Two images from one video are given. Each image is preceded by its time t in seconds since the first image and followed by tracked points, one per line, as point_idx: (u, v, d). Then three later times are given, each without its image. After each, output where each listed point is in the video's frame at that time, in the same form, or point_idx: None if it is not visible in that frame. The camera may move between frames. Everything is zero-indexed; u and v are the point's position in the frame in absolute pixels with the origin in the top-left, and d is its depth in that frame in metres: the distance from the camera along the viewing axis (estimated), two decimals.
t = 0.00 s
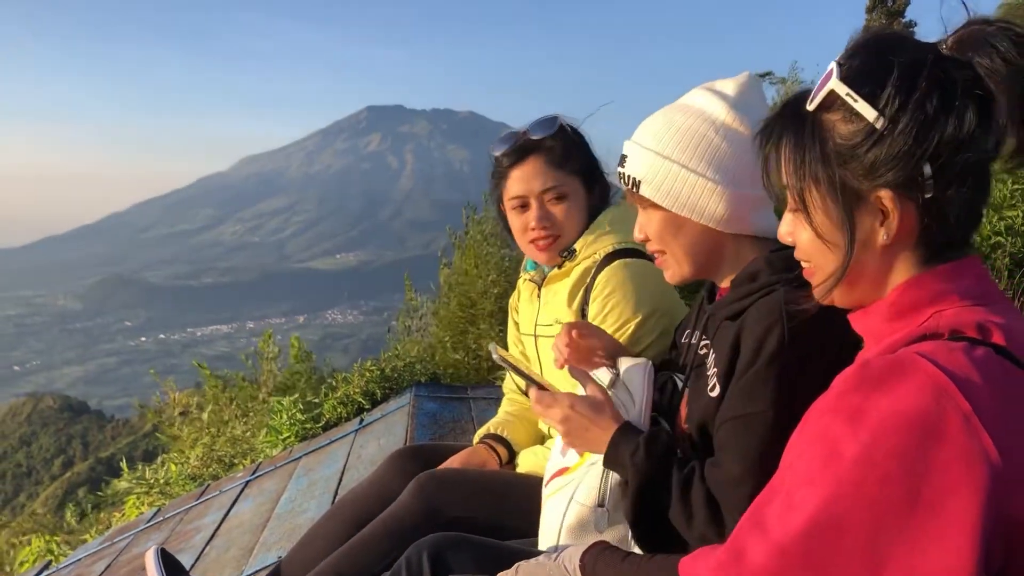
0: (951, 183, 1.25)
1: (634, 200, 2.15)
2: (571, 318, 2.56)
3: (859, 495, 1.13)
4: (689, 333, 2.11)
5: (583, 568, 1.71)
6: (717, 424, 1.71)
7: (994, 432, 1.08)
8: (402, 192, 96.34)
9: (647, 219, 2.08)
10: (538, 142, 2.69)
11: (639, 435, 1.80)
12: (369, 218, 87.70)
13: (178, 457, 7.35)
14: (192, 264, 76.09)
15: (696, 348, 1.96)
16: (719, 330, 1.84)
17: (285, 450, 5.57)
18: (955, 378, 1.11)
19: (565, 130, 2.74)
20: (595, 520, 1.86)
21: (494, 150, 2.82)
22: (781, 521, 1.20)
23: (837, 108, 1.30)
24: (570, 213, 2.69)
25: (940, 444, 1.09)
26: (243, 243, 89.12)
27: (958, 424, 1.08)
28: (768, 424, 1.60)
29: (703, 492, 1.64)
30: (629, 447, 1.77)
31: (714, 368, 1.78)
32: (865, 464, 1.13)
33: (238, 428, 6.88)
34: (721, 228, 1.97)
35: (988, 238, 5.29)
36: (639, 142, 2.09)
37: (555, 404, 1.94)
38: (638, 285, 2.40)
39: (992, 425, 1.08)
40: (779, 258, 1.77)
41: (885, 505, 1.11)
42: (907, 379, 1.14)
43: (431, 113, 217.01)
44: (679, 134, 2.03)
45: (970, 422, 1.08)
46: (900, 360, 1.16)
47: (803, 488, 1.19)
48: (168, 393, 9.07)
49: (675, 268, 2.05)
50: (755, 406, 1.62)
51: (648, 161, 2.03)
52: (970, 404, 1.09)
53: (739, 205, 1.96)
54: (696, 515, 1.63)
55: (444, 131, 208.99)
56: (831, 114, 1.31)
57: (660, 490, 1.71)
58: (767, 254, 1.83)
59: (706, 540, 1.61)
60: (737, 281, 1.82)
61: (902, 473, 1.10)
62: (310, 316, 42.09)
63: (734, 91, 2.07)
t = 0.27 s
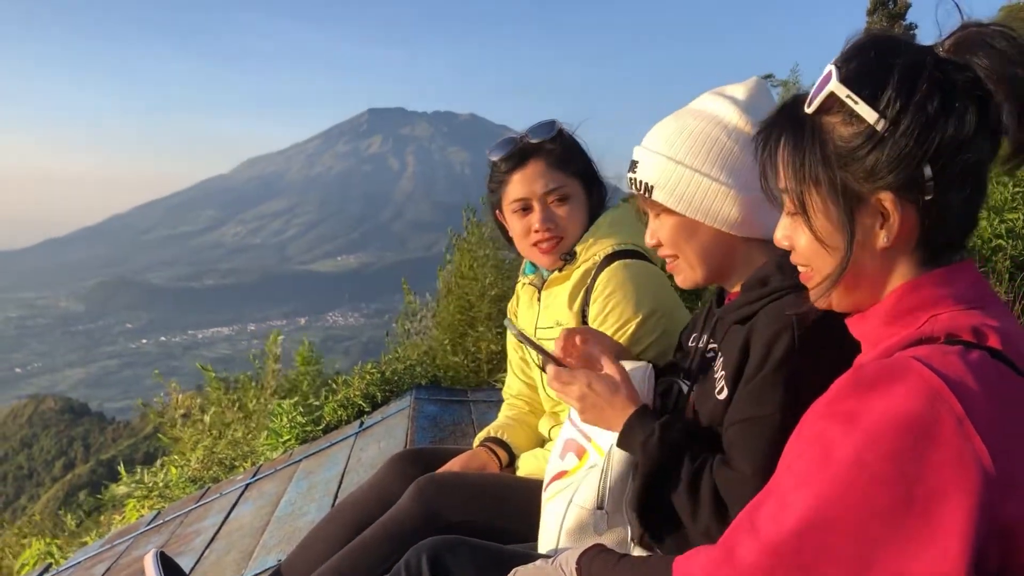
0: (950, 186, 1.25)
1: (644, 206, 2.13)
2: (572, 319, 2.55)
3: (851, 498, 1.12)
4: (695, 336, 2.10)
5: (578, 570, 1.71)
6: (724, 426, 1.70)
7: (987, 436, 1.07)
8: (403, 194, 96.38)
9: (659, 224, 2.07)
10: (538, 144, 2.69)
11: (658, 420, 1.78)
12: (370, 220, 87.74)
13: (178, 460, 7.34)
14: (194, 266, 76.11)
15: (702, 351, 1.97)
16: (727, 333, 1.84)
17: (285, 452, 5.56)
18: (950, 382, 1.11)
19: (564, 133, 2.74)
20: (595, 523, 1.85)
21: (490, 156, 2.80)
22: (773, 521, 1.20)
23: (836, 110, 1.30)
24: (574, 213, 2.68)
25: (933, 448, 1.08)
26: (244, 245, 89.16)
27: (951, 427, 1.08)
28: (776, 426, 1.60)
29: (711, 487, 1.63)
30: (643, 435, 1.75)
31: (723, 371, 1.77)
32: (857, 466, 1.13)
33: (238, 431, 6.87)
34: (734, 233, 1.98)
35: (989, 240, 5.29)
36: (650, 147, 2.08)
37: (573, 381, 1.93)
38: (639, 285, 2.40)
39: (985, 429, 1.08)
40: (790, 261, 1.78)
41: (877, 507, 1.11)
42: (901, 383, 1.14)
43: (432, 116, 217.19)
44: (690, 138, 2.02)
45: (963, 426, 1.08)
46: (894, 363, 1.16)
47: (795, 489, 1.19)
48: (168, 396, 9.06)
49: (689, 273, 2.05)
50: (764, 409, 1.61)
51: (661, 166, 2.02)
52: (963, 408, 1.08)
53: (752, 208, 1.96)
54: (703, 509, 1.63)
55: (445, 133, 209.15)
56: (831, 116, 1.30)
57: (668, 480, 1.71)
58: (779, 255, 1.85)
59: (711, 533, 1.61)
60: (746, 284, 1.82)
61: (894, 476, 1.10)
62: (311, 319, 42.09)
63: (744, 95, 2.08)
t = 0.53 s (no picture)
0: (951, 188, 1.25)
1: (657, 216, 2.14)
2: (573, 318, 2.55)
3: (849, 498, 1.12)
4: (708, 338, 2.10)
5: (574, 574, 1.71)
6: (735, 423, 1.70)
7: (986, 437, 1.07)
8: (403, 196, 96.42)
9: (672, 232, 2.07)
10: (539, 146, 2.69)
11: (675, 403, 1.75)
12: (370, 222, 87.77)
13: (177, 462, 7.34)
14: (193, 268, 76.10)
15: (714, 353, 1.97)
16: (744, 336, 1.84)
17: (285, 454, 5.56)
18: (949, 384, 1.10)
19: (564, 136, 2.75)
20: (591, 527, 1.83)
21: (490, 159, 2.79)
22: (771, 522, 1.20)
23: (838, 112, 1.29)
24: (575, 215, 2.68)
25: (931, 449, 1.08)
26: (244, 247, 89.16)
27: (950, 429, 1.08)
28: (784, 426, 1.58)
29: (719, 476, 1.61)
30: (657, 416, 1.72)
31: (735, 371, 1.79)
32: (855, 467, 1.12)
33: (238, 433, 6.86)
34: (748, 240, 1.98)
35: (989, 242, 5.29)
36: (661, 156, 2.08)
37: (596, 351, 1.95)
38: (640, 284, 2.39)
39: (984, 430, 1.07)
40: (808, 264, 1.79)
41: (875, 508, 1.11)
42: (900, 384, 1.13)
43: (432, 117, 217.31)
44: (701, 145, 2.03)
45: (962, 427, 1.07)
46: (892, 365, 1.16)
47: (794, 490, 1.19)
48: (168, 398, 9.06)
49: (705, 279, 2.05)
50: (775, 407, 1.60)
51: (673, 174, 2.03)
52: (961, 409, 1.08)
53: (764, 213, 1.96)
54: (706, 495, 1.60)
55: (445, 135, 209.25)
56: (832, 119, 1.30)
57: (671, 470, 1.68)
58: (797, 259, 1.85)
59: (710, 523, 1.58)
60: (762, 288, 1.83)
61: (893, 477, 1.10)
62: (311, 321, 42.09)
63: (753, 101, 2.09)
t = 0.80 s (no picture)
0: (954, 187, 1.25)
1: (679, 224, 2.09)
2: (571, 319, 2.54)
3: (848, 500, 1.12)
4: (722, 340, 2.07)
5: None
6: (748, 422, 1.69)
7: (984, 436, 1.07)
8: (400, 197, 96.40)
9: (694, 238, 2.01)
10: (537, 146, 2.68)
11: (691, 397, 1.73)
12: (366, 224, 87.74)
13: (174, 464, 7.32)
14: (190, 270, 75.98)
15: (728, 354, 1.93)
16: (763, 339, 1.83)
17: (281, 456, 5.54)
18: (948, 383, 1.10)
19: (563, 136, 2.74)
20: (590, 527, 1.82)
21: (489, 157, 2.79)
22: (770, 525, 1.19)
23: (845, 110, 1.29)
24: (573, 216, 2.68)
25: (929, 449, 1.08)
26: (240, 249, 89.03)
27: (948, 428, 1.08)
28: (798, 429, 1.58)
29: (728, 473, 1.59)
30: (672, 407, 1.71)
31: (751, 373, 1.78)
32: (854, 469, 1.12)
33: (234, 435, 6.85)
34: (772, 248, 1.90)
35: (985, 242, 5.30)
36: (683, 164, 2.05)
37: (614, 339, 1.91)
38: (638, 284, 2.39)
39: (982, 429, 1.07)
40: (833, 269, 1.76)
41: (875, 509, 1.10)
42: (898, 384, 1.13)
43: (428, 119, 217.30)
44: (722, 153, 1.99)
45: (959, 426, 1.07)
46: (890, 365, 1.15)
47: (793, 492, 1.18)
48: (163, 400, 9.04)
49: (727, 286, 1.96)
50: (787, 409, 1.60)
51: (695, 181, 1.99)
52: (960, 409, 1.08)
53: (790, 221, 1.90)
54: (713, 491, 1.60)
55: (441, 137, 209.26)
56: (838, 116, 1.30)
57: (681, 466, 1.67)
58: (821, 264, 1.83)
59: (716, 518, 1.58)
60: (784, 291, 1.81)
61: (892, 478, 1.09)
62: (307, 322, 42.05)
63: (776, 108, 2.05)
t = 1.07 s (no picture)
0: (955, 183, 1.26)
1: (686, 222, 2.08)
2: (565, 319, 2.53)
3: (843, 501, 1.11)
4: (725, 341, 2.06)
5: None
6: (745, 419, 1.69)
7: (974, 433, 1.08)
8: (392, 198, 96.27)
9: (699, 236, 2.00)
10: (533, 146, 2.68)
11: (694, 386, 1.75)
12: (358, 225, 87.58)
13: (166, 467, 7.28)
14: (181, 272, 75.68)
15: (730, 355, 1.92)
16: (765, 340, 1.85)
17: (274, 458, 5.52)
18: (938, 381, 1.11)
19: (560, 136, 2.73)
20: (585, 528, 1.82)
21: (485, 156, 2.79)
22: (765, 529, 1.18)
23: (848, 104, 1.28)
24: (569, 217, 2.67)
25: (921, 448, 1.08)
26: (232, 250, 88.72)
27: (938, 426, 1.08)
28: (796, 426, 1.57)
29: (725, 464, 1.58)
30: (677, 394, 1.73)
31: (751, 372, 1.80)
32: (848, 469, 1.11)
33: (226, 437, 6.83)
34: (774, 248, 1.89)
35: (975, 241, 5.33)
36: (692, 161, 2.04)
37: (623, 325, 1.98)
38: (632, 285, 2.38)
39: (971, 426, 1.08)
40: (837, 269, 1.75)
41: (869, 509, 1.10)
42: (889, 383, 1.13)
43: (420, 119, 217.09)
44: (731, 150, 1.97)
45: (950, 424, 1.08)
46: (881, 364, 1.16)
47: (786, 495, 1.17)
48: (154, 403, 9.00)
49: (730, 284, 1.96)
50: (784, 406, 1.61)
51: (702, 178, 1.97)
52: (950, 406, 1.09)
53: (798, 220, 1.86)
54: (708, 481, 1.59)
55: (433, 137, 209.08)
56: (841, 111, 1.29)
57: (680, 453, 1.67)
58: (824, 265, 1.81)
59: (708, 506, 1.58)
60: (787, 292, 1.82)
61: (884, 477, 1.09)
62: (300, 324, 41.94)
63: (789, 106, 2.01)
